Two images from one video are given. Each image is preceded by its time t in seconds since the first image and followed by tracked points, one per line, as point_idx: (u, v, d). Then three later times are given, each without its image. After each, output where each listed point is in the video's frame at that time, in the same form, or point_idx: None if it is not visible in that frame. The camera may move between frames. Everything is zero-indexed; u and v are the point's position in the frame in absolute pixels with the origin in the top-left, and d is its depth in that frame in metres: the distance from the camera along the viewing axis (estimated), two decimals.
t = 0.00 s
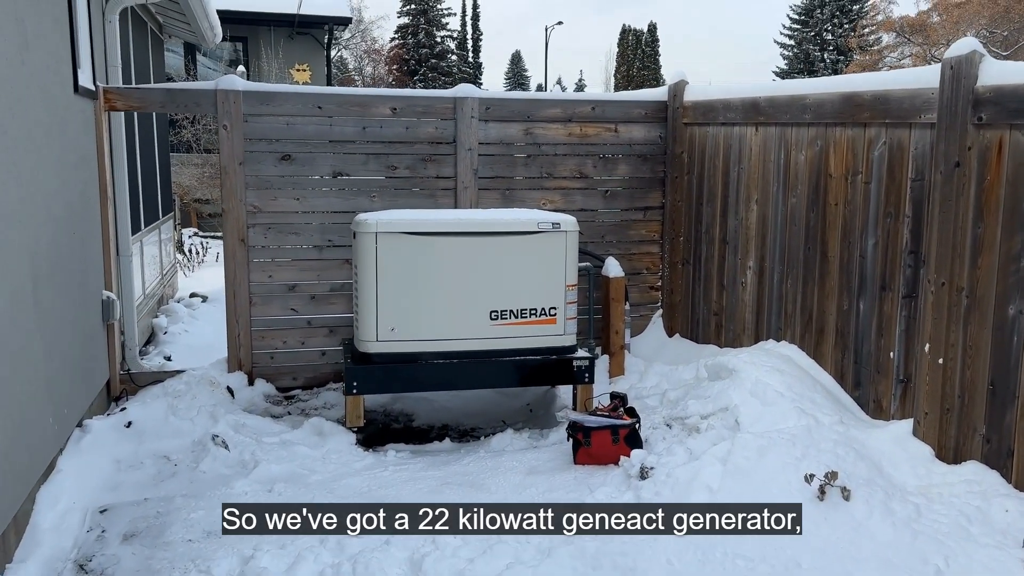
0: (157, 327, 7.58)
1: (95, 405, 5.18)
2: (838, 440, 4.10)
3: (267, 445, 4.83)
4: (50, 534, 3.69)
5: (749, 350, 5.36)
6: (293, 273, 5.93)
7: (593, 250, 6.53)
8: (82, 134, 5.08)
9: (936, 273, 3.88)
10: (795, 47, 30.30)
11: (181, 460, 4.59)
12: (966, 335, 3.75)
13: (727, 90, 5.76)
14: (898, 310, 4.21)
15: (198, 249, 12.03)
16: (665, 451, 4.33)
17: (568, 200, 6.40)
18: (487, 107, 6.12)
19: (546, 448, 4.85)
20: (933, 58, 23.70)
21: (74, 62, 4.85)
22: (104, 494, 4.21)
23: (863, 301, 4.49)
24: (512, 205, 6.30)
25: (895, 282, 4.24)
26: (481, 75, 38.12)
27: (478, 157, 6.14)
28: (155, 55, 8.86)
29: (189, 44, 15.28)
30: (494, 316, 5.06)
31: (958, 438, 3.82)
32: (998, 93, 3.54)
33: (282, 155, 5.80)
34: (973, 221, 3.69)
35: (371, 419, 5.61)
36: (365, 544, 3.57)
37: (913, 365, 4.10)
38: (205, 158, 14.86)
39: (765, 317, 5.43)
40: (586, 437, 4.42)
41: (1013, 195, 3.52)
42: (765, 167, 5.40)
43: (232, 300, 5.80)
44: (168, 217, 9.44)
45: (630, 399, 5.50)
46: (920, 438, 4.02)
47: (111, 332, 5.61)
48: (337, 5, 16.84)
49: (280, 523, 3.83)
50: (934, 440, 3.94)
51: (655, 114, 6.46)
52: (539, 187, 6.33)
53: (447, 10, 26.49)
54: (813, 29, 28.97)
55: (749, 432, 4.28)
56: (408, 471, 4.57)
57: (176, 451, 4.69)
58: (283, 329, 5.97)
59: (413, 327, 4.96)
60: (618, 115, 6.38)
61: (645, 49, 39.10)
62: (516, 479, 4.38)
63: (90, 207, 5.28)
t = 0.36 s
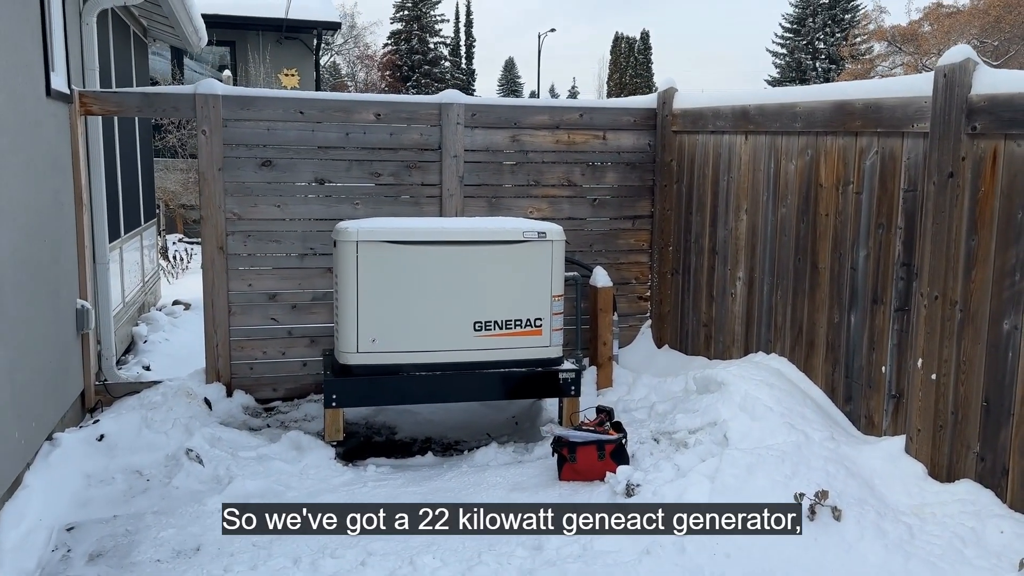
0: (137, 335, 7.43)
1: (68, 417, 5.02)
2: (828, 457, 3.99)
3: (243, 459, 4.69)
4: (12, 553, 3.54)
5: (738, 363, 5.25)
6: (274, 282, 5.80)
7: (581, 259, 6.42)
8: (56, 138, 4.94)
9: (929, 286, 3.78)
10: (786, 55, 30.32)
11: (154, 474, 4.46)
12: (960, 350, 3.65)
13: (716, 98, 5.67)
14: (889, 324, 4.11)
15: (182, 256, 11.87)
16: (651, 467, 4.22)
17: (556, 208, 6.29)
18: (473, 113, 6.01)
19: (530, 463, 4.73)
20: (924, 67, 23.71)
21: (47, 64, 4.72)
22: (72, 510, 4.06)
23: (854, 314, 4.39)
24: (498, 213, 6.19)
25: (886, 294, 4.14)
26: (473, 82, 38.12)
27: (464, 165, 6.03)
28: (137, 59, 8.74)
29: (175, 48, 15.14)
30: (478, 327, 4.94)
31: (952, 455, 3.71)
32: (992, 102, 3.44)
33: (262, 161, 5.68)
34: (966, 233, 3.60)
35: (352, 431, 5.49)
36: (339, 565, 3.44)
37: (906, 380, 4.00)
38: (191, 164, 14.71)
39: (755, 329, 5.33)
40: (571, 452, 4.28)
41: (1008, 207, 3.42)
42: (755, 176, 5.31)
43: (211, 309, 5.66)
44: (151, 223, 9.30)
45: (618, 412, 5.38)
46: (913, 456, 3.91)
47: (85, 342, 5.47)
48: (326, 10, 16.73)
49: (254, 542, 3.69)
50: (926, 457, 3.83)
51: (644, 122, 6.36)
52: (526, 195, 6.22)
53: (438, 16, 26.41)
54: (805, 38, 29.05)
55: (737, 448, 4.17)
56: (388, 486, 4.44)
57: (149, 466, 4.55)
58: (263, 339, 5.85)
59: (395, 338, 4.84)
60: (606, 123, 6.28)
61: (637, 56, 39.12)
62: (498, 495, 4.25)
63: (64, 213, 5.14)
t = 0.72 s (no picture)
0: (128, 342, 7.34)
1: (58, 426, 4.94)
2: (831, 466, 3.96)
3: (238, 468, 4.63)
4: (4, 566, 3.45)
5: (737, 370, 5.23)
6: (269, 288, 5.74)
7: (577, 265, 6.39)
8: (48, 142, 4.87)
9: (932, 294, 3.76)
10: (775, 61, 30.47)
11: (147, 484, 4.38)
12: (964, 358, 3.63)
13: (714, 104, 5.65)
14: (891, 331, 4.10)
15: (173, 261, 11.78)
16: (652, 476, 4.19)
17: (552, 214, 6.26)
18: (470, 119, 5.97)
19: (529, 472, 4.68)
20: (913, 74, 23.85)
21: (40, 67, 4.65)
22: (64, 521, 3.97)
23: (855, 321, 4.38)
24: (495, 219, 6.15)
25: (888, 302, 4.12)
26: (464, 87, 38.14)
27: (460, 170, 5.99)
28: (128, 63, 8.67)
29: (165, 52, 15.05)
30: (476, 334, 4.89)
31: (955, 464, 3.69)
32: (996, 109, 3.44)
33: (257, 166, 5.62)
34: (970, 240, 3.58)
35: (348, 440, 5.43)
36: None
37: (908, 388, 3.98)
38: (181, 168, 14.61)
39: (753, 336, 5.31)
40: (571, 461, 4.23)
41: (1013, 214, 3.41)
42: (754, 182, 5.29)
43: (204, 316, 5.59)
44: (142, 229, 9.22)
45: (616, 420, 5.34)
46: (915, 464, 3.89)
47: (77, 349, 5.39)
48: (317, 14, 16.67)
49: (250, 553, 3.62)
50: (929, 466, 3.81)
51: (641, 128, 6.35)
52: (522, 202, 6.19)
53: (429, 21, 26.40)
54: (794, 45, 29.21)
55: (739, 457, 4.14)
56: (385, 496, 4.38)
57: (142, 475, 4.47)
58: (257, 346, 5.78)
59: (392, 345, 4.79)
60: (603, 128, 6.26)
61: (627, 63, 39.23)
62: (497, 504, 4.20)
63: (56, 218, 5.07)
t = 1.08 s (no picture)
0: (116, 345, 7.25)
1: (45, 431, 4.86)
2: (827, 471, 3.94)
3: (228, 474, 4.56)
4: None
5: (732, 374, 5.20)
6: (259, 291, 5.68)
7: (571, 268, 6.35)
8: (35, 143, 4.79)
9: (929, 298, 3.74)
10: (765, 65, 30.57)
11: (135, 490, 4.31)
12: (962, 362, 3.61)
13: (708, 107, 5.63)
14: (888, 335, 4.08)
15: (162, 263, 11.69)
16: (648, 481, 4.16)
17: (546, 217, 6.22)
18: (463, 120, 5.93)
19: (523, 476, 4.64)
20: (902, 78, 23.97)
21: (27, 67, 4.57)
22: (51, 529, 3.90)
23: (852, 324, 4.35)
24: (488, 222, 6.11)
25: (885, 305, 4.10)
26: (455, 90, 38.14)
27: (453, 172, 5.95)
28: (116, 64, 8.58)
29: (154, 53, 14.94)
30: (469, 338, 4.85)
31: (953, 469, 3.67)
32: (995, 112, 3.42)
33: (247, 168, 5.56)
34: (968, 244, 3.56)
35: (340, 444, 5.38)
36: None
37: (905, 392, 3.97)
38: (170, 170, 14.50)
39: (748, 339, 5.28)
40: (565, 466, 4.16)
41: (1011, 217, 3.39)
42: (749, 185, 5.27)
43: (193, 319, 5.52)
44: (130, 231, 9.13)
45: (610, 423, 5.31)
46: (912, 468, 3.86)
47: (64, 352, 5.31)
48: (308, 16, 16.59)
49: (240, 561, 3.56)
50: (926, 471, 3.79)
51: (635, 130, 6.32)
52: (515, 204, 6.15)
53: (419, 23, 26.36)
54: (784, 49, 29.33)
55: (735, 462, 4.11)
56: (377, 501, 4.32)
57: (131, 481, 4.40)
58: (247, 349, 5.72)
59: (384, 349, 4.74)
60: (597, 131, 6.23)
61: (617, 66, 39.31)
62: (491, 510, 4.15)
63: (44, 220, 4.99)
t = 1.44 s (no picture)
0: (108, 346, 7.23)
1: (36, 432, 4.84)
2: (820, 472, 3.93)
3: (219, 475, 4.54)
4: None
5: (725, 375, 5.19)
6: (251, 291, 5.66)
7: (565, 269, 6.34)
8: (26, 143, 4.77)
9: (921, 298, 3.74)
10: (760, 67, 30.62)
11: (126, 492, 4.29)
12: (954, 362, 3.60)
13: (702, 107, 5.63)
14: (880, 335, 4.08)
15: (156, 265, 11.66)
16: (641, 482, 4.15)
17: (540, 218, 6.21)
18: (456, 121, 5.92)
19: (516, 478, 4.62)
20: (897, 79, 24.00)
21: (17, 66, 4.55)
22: (40, 530, 3.88)
23: (844, 325, 4.35)
24: (481, 223, 6.09)
25: (877, 306, 4.10)
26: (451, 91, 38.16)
27: (447, 173, 5.94)
28: (110, 64, 8.56)
29: (148, 53, 14.92)
30: (462, 338, 4.83)
31: (945, 469, 3.67)
32: (987, 113, 3.42)
33: (240, 168, 5.54)
34: (960, 244, 3.56)
35: (332, 446, 5.36)
36: None
37: (897, 392, 3.96)
38: (163, 170, 14.46)
39: (742, 340, 5.28)
40: (558, 467, 4.15)
41: (1003, 218, 3.39)
42: (742, 185, 5.27)
43: (186, 320, 5.51)
44: (124, 231, 9.10)
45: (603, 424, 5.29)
46: (905, 469, 3.86)
47: (55, 353, 5.29)
48: (303, 16, 16.57)
49: (231, 563, 3.54)
50: (918, 471, 3.79)
51: (629, 130, 6.31)
52: (509, 205, 6.14)
53: (415, 24, 26.35)
54: (779, 51, 29.40)
55: (728, 463, 4.11)
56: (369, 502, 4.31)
57: (121, 483, 4.38)
58: (239, 350, 5.70)
59: (376, 350, 4.72)
60: (591, 131, 6.23)
61: (613, 67, 39.35)
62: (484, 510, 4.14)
63: (34, 221, 4.97)
